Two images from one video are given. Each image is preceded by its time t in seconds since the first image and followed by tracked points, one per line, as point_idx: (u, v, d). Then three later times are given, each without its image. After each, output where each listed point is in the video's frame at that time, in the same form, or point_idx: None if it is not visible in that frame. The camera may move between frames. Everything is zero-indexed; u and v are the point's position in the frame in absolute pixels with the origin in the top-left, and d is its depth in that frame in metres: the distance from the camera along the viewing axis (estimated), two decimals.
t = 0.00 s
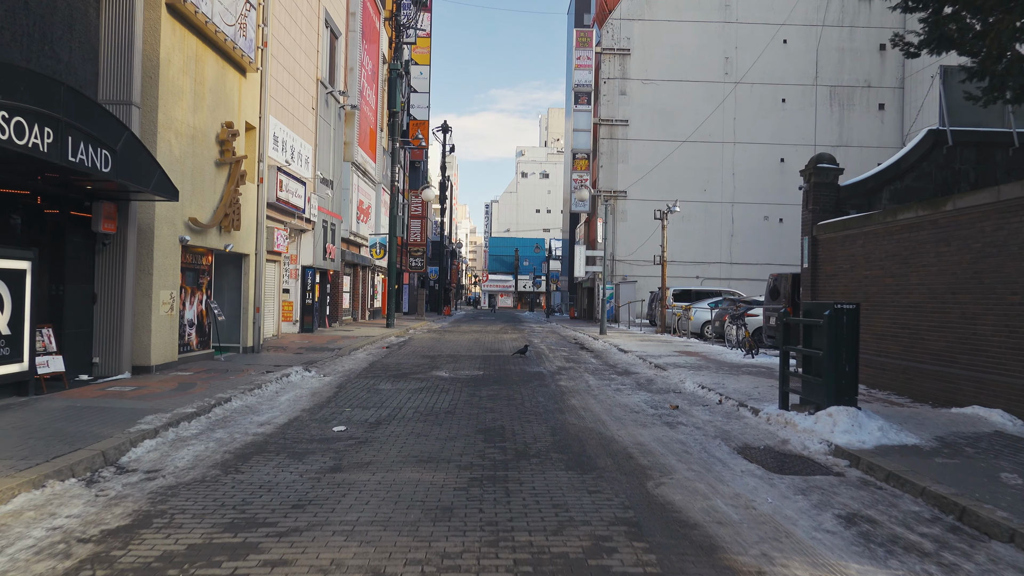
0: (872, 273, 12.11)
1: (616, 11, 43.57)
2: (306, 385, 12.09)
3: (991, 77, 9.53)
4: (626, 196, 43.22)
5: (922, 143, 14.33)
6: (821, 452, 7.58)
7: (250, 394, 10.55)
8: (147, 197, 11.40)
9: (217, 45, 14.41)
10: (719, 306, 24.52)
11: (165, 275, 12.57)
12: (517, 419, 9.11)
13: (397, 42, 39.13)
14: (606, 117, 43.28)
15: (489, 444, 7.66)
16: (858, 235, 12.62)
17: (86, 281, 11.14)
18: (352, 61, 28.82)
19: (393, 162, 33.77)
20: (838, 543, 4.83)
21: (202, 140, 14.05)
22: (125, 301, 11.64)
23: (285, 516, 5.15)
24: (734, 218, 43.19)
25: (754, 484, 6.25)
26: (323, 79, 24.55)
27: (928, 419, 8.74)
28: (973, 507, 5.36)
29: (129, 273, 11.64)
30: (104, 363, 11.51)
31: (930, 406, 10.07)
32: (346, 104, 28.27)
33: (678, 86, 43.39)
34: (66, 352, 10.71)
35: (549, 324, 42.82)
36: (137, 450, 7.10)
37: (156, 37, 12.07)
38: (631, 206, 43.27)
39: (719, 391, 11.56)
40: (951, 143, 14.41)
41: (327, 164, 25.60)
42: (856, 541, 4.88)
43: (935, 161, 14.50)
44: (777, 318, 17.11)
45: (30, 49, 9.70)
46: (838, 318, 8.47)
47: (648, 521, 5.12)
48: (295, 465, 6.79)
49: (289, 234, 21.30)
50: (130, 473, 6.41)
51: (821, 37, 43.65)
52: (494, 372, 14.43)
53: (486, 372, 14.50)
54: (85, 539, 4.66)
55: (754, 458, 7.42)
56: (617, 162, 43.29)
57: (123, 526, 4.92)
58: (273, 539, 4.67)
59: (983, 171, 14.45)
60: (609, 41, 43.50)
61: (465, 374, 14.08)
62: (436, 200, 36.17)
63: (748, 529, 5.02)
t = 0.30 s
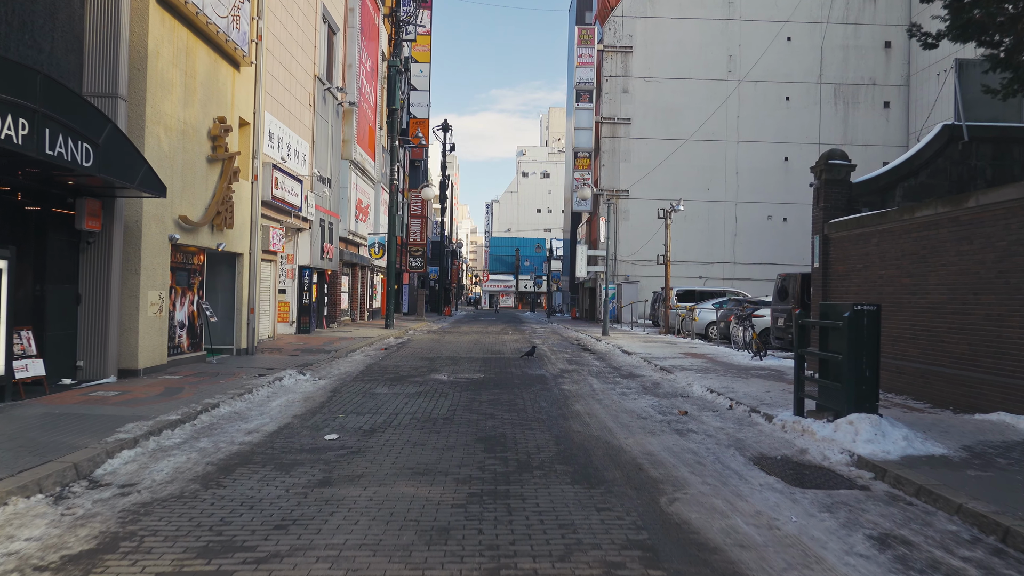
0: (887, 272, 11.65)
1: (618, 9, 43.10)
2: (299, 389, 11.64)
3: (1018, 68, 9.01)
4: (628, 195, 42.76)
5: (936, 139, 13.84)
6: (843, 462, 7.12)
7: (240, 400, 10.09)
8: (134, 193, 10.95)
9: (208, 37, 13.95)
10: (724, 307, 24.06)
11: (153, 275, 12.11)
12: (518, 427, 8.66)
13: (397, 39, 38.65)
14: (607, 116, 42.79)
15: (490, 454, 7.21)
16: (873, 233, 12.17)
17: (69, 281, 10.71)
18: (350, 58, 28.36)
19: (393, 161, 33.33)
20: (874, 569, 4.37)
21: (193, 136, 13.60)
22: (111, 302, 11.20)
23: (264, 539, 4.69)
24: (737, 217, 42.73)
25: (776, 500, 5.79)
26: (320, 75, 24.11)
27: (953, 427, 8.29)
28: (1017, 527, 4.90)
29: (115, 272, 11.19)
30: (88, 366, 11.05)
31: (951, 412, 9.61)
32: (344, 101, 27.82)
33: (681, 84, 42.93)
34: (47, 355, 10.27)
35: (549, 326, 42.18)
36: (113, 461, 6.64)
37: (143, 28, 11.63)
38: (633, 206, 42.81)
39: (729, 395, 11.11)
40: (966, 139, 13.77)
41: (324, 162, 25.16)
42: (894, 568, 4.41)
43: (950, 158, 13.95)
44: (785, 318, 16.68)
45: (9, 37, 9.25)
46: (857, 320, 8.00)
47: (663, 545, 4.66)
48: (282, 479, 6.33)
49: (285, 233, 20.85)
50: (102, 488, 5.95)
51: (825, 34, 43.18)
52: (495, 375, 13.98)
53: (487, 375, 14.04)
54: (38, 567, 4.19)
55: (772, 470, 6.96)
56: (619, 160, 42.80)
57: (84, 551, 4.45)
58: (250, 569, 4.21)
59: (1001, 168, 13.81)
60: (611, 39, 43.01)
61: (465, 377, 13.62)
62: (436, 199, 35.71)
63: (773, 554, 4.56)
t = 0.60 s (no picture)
0: (904, 272, 11.18)
1: (620, 5, 42.63)
2: (292, 394, 11.18)
3: None
4: (630, 194, 42.28)
5: (952, 133, 13.34)
6: (868, 475, 6.67)
7: (228, 405, 9.64)
8: (119, 190, 10.50)
9: (199, 29, 13.50)
10: (729, 307, 23.59)
11: (141, 275, 11.67)
12: (520, 436, 8.20)
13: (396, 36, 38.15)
14: (609, 114, 42.32)
15: (491, 466, 6.75)
16: (888, 231, 11.71)
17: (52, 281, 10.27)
18: (348, 55, 27.90)
19: (392, 159, 32.86)
20: None
21: (184, 131, 13.16)
22: (97, 304, 10.76)
23: (239, 568, 4.22)
24: (741, 216, 42.25)
25: (801, 519, 5.33)
26: (318, 71, 23.66)
27: (980, 435, 7.84)
28: None
29: (100, 272, 10.75)
30: (72, 371, 10.61)
31: (975, 418, 9.15)
32: (342, 98, 27.39)
33: (683, 81, 42.48)
34: (27, 359, 9.82)
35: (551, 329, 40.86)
36: (86, 475, 6.19)
37: (130, 19, 11.21)
38: (635, 205, 42.32)
39: (739, 400, 10.66)
40: (983, 134, 13.42)
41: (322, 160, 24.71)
42: None
43: (967, 153, 13.51)
44: (794, 319, 16.20)
45: None
46: (882, 324, 7.52)
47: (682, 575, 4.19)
48: (267, 494, 5.88)
49: (281, 232, 20.40)
50: (69, 506, 5.48)
51: (829, 31, 42.71)
52: (496, 378, 13.51)
53: (487, 378, 13.57)
54: None
55: (792, 483, 6.50)
56: (621, 159, 42.33)
57: None
58: None
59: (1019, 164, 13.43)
60: (612, 36, 42.54)
61: (465, 381, 13.16)
62: (436, 198, 35.25)
63: None
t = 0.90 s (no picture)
0: (923, 272, 10.73)
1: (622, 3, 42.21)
2: (286, 399, 10.73)
3: None
4: (632, 193, 41.83)
5: (970, 128, 12.84)
6: (898, 489, 6.22)
7: (217, 412, 9.18)
8: (105, 186, 10.06)
9: (191, 21, 13.06)
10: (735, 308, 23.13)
11: (129, 274, 11.24)
12: (524, 445, 7.74)
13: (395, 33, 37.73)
14: (611, 112, 41.88)
15: (494, 479, 6.29)
16: (905, 229, 11.27)
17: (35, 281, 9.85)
18: (347, 51, 27.46)
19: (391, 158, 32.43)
20: None
21: (175, 126, 12.71)
22: (82, 304, 10.33)
23: None
24: (744, 216, 41.80)
25: (834, 542, 4.87)
26: (315, 67, 23.20)
27: (1012, 445, 7.38)
28: None
29: (85, 271, 10.32)
30: (55, 374, 10.17)
31: (1002, 427, 8.70)
32: (340, 95, 26.95)
33: (686, 80, 42.05)
34: (6, 362, 9.37)
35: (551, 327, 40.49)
36: (57, 490, 5.73)
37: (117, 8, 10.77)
38: (637, 205, 41.87)
39: (752, 405, 10.21)
40: (1001, 129, 12.93)
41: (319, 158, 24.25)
42: None
43: (984, 149, 13.01)
44: (803, 320, 15.73)
45: None
46: (909, 328, 7.05)
47: None
48: (251, 511, 5.43)
49: (277, 231, 19.95)
50: (34, 526, 5.02)
51: (833, 29, 42.28)
52: (498, 382, 13.05)
53: (488, 382, 13.11)
54: None
55: (817, 498, 6.04)
56: (623, 158, 41.89)
57: None
58: None
59: None
60: (614, 34, 42.11)
61: (465, 385, 12.71)
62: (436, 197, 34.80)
63: None
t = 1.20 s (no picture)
0: (943, 272, 10.30)
1: None
2: (279, 404, 10.29)
3: None
4: (634, 192, 41.40)
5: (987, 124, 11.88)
6: (932, 505, 5.77)
7: (204, 419, 8.72)
8: (89, 182, 9.62)
9: (181, 12, 12.63)
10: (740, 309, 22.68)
11: (116, 274, 10.80)
12: (528, 455, 7.30)
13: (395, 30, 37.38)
14: (613, 110, 41.45)
15: (496, 495, 5.84)
16: (923, 228, 10.82)
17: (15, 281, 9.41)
18: (345, 48, 27.01)
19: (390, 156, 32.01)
20: None
21: (164, 121, 12.26)
22: (64, 304, 9.89)
23: None
24: (747, 215, 41.36)
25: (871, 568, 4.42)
26: (312, 63, 22.74)
27: None
28: None
29: (68, 271, 9.88)
30: (36, 379, 9.72)
31: None
32: (338, 92, 26.52)
33: (688, 78, 41.63)
34: None
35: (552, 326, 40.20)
36: (23, 508, 5.29)
37: None
38: (639, 204, 41.44)
39: (765, 411, 9.77)
40: None
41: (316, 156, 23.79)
42: None
43: (1003, 145, 12.07)
44: (813, 322, 15.28)
45: None
46: (939, 331, 6.60)
47: None
48: (233, 532, 4.99)
49: (273, 230, 19.51)
50: None
51: (838, 26, 41.84)
52: (500, 386, 12.61)
53: (490, 385, 12.68)
54: None
55: (846, 516, 5.60)
56: (625, 157, 41.48)
57: None
58: None
59: None
60: (616, 31, 41.69)
61: (465, 388, 12.26)
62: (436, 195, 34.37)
63: None
